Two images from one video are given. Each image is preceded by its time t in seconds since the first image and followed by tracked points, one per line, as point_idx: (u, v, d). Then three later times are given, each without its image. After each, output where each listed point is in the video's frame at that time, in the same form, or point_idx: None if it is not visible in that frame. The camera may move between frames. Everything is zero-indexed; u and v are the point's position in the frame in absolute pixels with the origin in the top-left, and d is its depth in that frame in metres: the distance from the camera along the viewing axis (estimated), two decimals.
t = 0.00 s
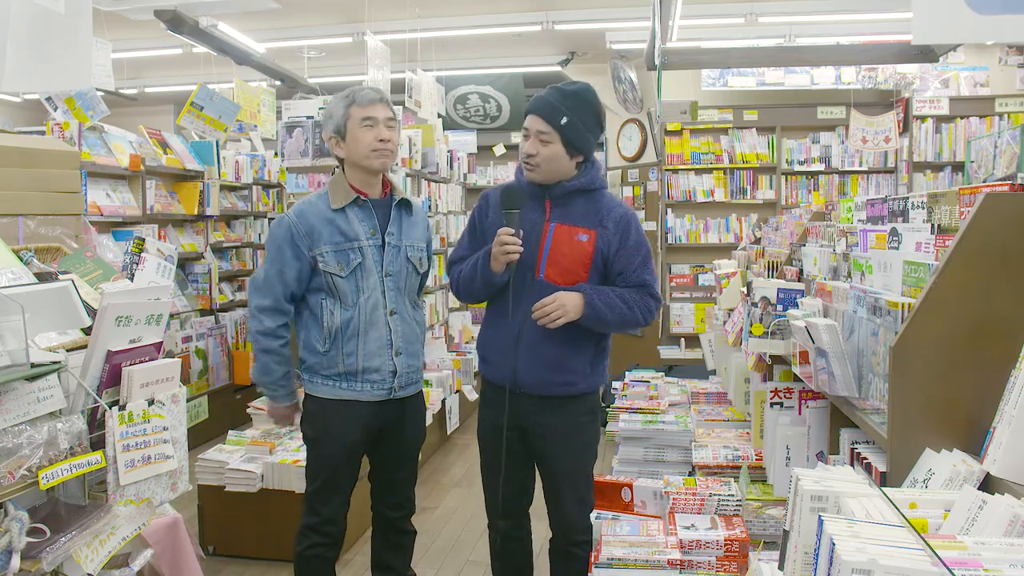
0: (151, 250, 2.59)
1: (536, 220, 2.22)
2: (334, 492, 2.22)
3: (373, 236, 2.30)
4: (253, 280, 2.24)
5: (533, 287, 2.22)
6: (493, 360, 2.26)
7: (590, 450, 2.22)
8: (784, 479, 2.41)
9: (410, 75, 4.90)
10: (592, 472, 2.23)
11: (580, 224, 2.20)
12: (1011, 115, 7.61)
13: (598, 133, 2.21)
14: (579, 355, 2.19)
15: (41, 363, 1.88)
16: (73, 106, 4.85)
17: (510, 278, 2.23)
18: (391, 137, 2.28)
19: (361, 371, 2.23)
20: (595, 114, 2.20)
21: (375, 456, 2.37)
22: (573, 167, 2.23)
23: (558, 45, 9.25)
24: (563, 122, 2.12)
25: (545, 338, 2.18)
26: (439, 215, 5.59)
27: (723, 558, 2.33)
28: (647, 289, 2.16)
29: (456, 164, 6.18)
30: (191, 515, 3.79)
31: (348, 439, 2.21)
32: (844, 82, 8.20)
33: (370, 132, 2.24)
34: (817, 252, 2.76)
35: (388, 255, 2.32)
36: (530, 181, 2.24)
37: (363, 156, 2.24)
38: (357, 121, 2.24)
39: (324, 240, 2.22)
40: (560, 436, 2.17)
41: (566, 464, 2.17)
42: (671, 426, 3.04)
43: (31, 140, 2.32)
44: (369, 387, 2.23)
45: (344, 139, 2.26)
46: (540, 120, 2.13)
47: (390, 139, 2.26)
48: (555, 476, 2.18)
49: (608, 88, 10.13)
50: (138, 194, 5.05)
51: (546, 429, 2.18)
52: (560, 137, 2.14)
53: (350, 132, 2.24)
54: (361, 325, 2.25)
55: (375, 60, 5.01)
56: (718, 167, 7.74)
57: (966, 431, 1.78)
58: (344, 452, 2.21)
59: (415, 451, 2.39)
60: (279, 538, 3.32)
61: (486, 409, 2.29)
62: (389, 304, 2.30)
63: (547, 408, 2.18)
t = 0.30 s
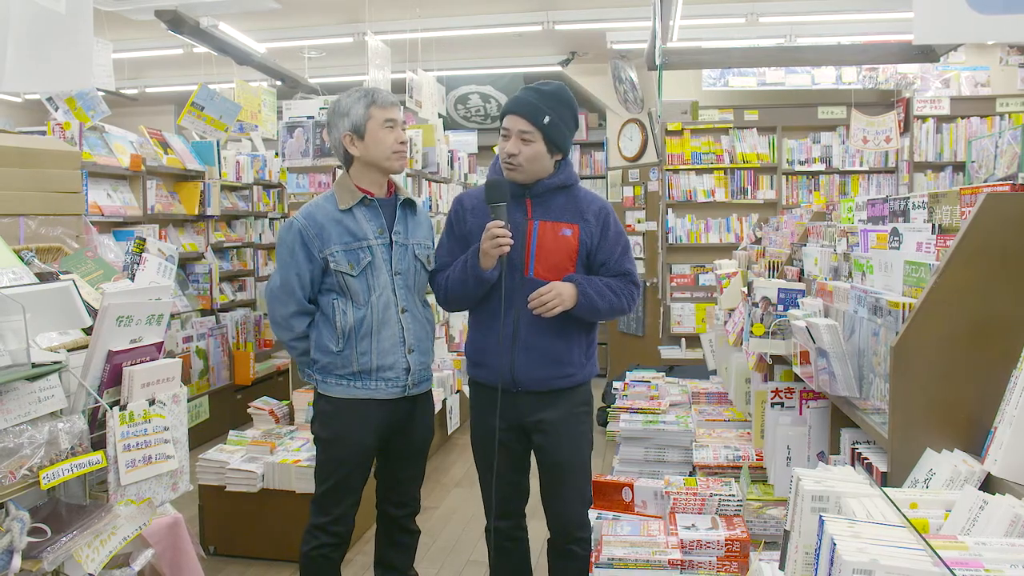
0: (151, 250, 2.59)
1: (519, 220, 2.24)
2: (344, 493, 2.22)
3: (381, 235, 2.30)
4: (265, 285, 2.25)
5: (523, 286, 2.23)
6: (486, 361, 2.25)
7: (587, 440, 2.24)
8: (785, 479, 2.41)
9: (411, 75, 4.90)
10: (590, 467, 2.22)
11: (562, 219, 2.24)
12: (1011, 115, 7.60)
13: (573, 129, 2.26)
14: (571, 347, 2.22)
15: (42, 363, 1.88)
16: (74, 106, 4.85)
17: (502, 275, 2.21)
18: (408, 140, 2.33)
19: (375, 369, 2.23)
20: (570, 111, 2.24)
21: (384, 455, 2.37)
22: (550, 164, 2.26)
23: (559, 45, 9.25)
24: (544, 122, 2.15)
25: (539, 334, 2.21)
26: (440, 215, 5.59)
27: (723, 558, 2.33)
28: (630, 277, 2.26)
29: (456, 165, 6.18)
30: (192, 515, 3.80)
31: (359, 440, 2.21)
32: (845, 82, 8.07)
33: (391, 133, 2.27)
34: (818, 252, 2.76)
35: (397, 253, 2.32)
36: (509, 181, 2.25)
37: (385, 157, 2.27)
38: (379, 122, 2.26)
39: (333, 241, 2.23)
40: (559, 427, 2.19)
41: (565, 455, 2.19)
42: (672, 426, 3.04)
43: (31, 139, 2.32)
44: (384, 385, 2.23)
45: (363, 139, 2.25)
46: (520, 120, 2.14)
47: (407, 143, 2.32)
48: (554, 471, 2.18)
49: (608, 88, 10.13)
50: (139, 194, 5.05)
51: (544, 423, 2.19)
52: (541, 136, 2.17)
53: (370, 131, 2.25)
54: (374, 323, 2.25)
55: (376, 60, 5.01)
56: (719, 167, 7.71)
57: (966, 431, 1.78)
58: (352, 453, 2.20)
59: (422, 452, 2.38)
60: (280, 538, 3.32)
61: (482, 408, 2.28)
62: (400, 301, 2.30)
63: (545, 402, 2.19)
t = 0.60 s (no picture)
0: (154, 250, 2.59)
1: (520, 220, 2.24)
2: (350, 493, 2.22)
3: (388, 234, 2.30)
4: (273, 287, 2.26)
5: (524, 286, 2.23)
6: (487, 362, 2.24)
7: (588, 440, 2.25)
8: (786, 479, 2.41)
9: (412, 75, 4.90)
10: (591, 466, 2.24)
11: (565, 220, 2.24)
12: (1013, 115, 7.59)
13: (575, 129, 2.27)
14: (573, 348, 2.23)
15: (43, 363, 1.88)
16: (75, 106, 4.81)
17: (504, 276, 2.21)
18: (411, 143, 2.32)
19: (383, 368, 2.22)
20: (571, 111, 2.26)
21: (388, 455, 2.37)
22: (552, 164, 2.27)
23: (560, 45, 9.25)
24: (549, 122, 2.16)
25: (542, 335, 2.21)
26: (441, 215, 5.59)
27: (725, 558, 2.32)
28: (630, 277, 2.28)
29: (458, 165, 6.19)
30: (193, 515, 3.80)
31: (364, 441, 2.20)
32: (846, 83, 8.02)
33: (395, 135, 2.27)
34: (820, 252, 2.75)
35: (404, 252, 2.32)
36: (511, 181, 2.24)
37: (386, 158, 2.26)
38: (382, 123, 2.26)
39: (340, 241, 2.23)
40: (560, 427, 2.20)
41: (567, 455, 2.19)
42: (673, 426, 3.04)
43: (33, 139, 2.32)
44: (392, 384, 2.23)
45: (365, 139, 2.26)
46: (525, 120, 2.15)
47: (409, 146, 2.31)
48: (557, 470, 2.19)
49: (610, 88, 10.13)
50: (140, 194, 5.06)
51: (547, 423, 2.20)
52: (546, 135, 2.18)
53: (373, 132, 2.25)
54: (382, 323, 2.25)
55: (377, 60, 5.01)
56: (720, 167, 7.71)
57: (968, 430, 1.78)
58: (356, 453, 2.20)
59: (426, 452, 2.38)
60: (282, 538, 3.32)
61: (484, 409, 2.28)
62: (408, 300, 2.30)
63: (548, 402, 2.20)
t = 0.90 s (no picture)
0: (157, 250, 2.59)
1: (540, 219, 2.26)
2: (352, 493, 2.22)
3: (390, 235, 2.30)
4: (275, 287, 2.26)
5: (537, 286, 2.24)
6: (497, 361, 2.27)
7: (596, 446, 2.26)
8: (789, 480, 2.40)
9: (415, 76, 4.90)
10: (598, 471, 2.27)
11: (584, 222, 2.24)
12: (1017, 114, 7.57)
13: (598, 132, 2.26)
14: (584, 352, 2.22)
15: (48, 363, 1.89)
16: (80, 108, 4.59)
17: (519, 274, 2.24)
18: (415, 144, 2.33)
19: (383, 369, 2.22)
20: (595, 114, 2.25)
21: (391, 455, 2.37)
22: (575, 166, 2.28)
23: (563, 45, 9.25)
24: (568, 121, 2.16)
25: (551, 336, 2.21)
26: (444, 215, 5.59)
27: (728, 558, 2.33)
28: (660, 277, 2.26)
29: (461, 165, 6.19)
30: (197, 515, 3.80)
31: (367, 441, 2.21)
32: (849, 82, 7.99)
33: (401, 135, 2.28)
34: (823, 252, 2.75)
35: (406, 253, 2.32)
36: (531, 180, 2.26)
37: (390, 157, 2.27)
38: (388, 122, 2.27)
39: (341, 241, 2.23)
40: (568, 433, 2.21)
41: (573, 461, 2.21)
42: (676, 426, 3.03)
43: (36, 140, 2.31)
44: (392, 385, 2.23)
45: (371, 137, 2.26)
46: (545, 119, 2.16)
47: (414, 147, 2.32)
48: (563, 476, 2.21)
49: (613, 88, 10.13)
50: (144, 194, 5.06)
51: (556, 429, 2.21)
52: (565, 135, 2.18)
53: (379, 131, 2.26)
54: (382, 323, 2.25)
55: (380, 60, 5.02)
56: (723, 167, 7.71)
57: (972, 431, 1.78)
58: (360, 453, 2.20)
59: (429, 451, 2.38)
60: (285, 538, 3.32)
61: (495, 409, 2.31)
62: (409, 301, 2.30)
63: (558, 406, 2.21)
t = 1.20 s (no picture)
0: (161, 250, 2.58)
1: (553, 218, 2.29)
2: (354, 493, 2.23)
3: (390, 236, 2.30)
4: (277, 287, 2.27)
5: (547, 287, 2.26)
6: (505, 360, 2.30)
7: (603, 451, 2.26)
8: (793, 479, 2.39)
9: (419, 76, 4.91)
10: (605, 473, 2.27)
11: (598, 223, 2.26)
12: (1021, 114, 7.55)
13: (612, 133, 2.26)
14: (592, 355, 2.22)
15: (52, 363, 1.89)
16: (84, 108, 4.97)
17: (528, 274, 2.27)
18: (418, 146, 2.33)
19: (383, 369, 2.22)
20: (611, 115, 2.25)
21: (393, 456, 2.37)
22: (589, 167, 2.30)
23: (566, 45, 9.25)
24: (577, 120, 2.17)
25: (559, 337, 2.22)
26: (448, 215, 5.60)
27: (732, 559, 2.33)
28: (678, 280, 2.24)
29: (464, 165, 6.19)
30: (201, 515, 3.81)
31: (371, 441, 2.21)
32: (853, 82, 8.00)
33: (404, 137, 2.28)
34: (827, 251, 2.74)
35: (407, 254, 2.32)
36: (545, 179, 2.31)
37: (393, 158, 2.27)
38: (392, 123, 2.27)
39: (342, 241, 2.23)
40: (574, 436, 2.21)
41: (578, 465, 2.22)
42: (680, 427, 3.03)
43: (40, 140, 2.31)
44: (392, 385, 2.23)
45: (374, 136, 2.26)
46: (556, 118, 2.19)
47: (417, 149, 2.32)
48: (569, 478, 2.22)
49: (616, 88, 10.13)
50: (148, 194, 5.07)
51: (562, 431, 2.22)
52: (575, 134, 2.19)
53: (383, 131, 2.26)
54: (382, 324, 2.25)
55: (384, 61, 5.02)
56: (726, 167, 7.70)
57: (977, 431, 1.77)
58: (364, 453, 2.21)
59: (432, 451, 2.38)
60: (289, 538, 3.32)
61: (503, 409, 2.33)
62: (409, 301, 2.30)
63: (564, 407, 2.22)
